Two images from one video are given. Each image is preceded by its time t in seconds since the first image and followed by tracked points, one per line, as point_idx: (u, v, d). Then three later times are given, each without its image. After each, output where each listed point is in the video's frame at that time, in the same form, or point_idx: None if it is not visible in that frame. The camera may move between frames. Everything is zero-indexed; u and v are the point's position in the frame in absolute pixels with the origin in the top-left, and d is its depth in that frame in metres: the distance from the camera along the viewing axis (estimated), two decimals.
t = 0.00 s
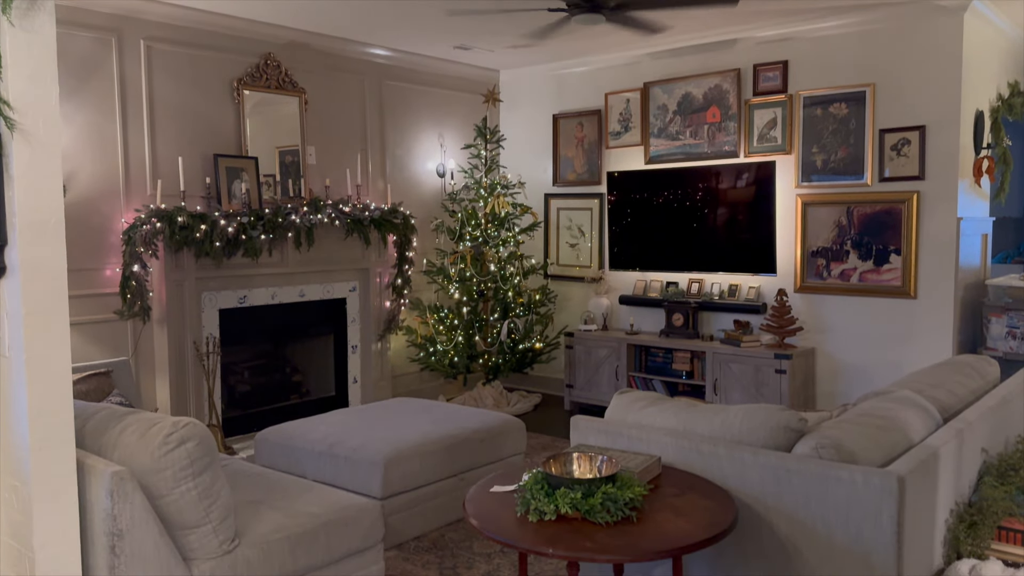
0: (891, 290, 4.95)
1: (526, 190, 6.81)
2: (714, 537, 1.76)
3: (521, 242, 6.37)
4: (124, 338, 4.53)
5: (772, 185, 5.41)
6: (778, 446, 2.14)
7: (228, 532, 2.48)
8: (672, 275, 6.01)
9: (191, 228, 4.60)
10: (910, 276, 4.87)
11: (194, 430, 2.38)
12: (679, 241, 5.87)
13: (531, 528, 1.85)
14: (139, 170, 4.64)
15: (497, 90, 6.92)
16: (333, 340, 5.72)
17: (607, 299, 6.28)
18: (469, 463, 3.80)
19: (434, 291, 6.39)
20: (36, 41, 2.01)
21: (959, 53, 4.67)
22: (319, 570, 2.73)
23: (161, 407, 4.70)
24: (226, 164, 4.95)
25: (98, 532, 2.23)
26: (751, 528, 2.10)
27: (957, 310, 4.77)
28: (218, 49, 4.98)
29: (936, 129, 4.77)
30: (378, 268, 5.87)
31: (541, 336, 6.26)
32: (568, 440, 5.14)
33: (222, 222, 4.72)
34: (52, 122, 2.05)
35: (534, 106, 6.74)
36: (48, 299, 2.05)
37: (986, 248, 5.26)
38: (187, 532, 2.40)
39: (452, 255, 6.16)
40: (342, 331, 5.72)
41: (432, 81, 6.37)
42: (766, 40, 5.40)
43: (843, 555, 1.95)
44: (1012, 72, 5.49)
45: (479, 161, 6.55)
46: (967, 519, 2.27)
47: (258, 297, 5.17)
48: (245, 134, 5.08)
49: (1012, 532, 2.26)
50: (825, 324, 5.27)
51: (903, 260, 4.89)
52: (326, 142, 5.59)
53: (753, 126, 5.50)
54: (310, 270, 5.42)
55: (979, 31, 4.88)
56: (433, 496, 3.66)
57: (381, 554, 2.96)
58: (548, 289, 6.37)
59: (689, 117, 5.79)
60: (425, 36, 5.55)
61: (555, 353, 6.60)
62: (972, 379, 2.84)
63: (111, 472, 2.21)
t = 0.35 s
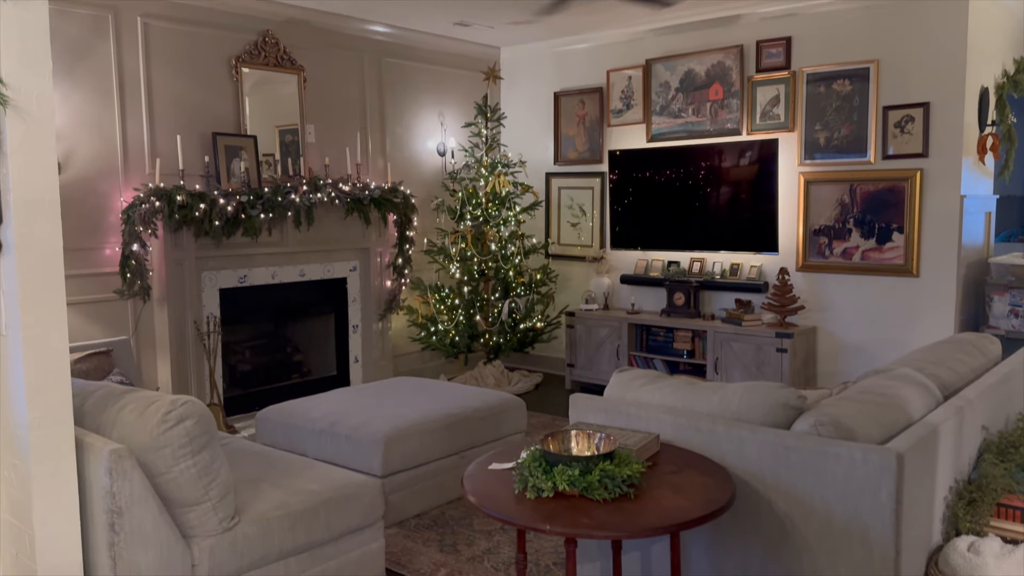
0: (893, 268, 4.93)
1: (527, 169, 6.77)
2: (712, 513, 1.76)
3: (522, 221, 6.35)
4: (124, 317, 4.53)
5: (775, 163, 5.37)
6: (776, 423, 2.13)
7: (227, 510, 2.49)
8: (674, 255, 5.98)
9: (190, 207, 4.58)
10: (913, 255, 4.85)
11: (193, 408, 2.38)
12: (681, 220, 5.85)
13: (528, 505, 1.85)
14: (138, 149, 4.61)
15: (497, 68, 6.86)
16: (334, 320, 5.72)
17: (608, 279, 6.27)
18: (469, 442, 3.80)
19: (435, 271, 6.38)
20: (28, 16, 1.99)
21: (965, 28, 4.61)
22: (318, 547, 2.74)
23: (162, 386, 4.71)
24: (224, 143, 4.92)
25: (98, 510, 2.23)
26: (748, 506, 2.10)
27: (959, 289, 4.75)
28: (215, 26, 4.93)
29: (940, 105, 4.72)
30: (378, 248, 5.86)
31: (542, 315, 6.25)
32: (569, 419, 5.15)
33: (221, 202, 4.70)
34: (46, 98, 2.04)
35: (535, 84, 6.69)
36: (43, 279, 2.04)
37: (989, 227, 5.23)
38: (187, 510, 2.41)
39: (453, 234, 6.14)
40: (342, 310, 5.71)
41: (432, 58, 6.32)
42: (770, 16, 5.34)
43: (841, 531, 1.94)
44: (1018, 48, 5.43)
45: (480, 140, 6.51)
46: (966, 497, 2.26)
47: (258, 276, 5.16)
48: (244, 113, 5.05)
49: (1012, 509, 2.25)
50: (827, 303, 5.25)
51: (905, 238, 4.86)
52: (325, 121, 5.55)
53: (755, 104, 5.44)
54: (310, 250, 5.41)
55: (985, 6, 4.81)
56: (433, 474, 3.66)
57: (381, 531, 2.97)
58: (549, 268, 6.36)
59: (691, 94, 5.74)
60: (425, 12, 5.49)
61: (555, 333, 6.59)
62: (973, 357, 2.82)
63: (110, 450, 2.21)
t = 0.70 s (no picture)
0: (897, 246, 4.89)
1: (529, 146, 6.72)
2: (709, 488, 1.75)
3: (524, 199, 6.31)
4: (124, 295, 4.52)
5: (779, 140, 5.32)
6: (776, 399, 2.12)
7: (226, 486, 2.49)
8: (676, 233, 5.95)
9: (189, 184, 4.55)
10: (917, 232, 4.81)
11: (190, 384, 2.37)
12: (683, 197, 5.81)
13: (525, 481, 1.83)
14: (136, 125, 4.57)
15: (499, 44, 6.79)
16: (335, 298, 5.71)
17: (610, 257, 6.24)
18: (470, 419, 3.80)
19: (436, 249, 6.36)
20: None
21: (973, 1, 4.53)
22: (318, 523, 2.74)
23: (163, 364, 4.71)
24: (223, 119, 4.89)
25: (96, 487, 2.23)
26: (747, 482, 2.09)
27: (964, 267, 4.71)
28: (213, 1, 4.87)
29: (946, 80, 4.65)
30: (379, 225, 5.83)
31: (544, 293, 6.23)
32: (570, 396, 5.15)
33: (220, 179, 4.67)
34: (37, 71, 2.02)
35: (537, 61, 6.62)
36: (36, 255, 2.02)
37: (995, 204, 5.18)
38: (185, 486, 2.41)
39: (454, 212, 6.11)
40: (343, 288, 5.70)
41: (433, 34, 6.25)
42: None
43: (840, 507, 1.93)
44: None
45: (481, 116, 6.45)
46: (966, 474, 2.24)
47: (259, 254, 5.14)
48: (242, 89, 5.01)
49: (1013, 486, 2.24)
50: (830, 281, 5.22)
51: (910, 215, 4.82)
52: (325, 97, 5.50)
53: (759, 79, 5.38)
54: (310, 228, 5.38)
55: None
56: (433, 452, 3.66)
57: (381, 507, 2.97)
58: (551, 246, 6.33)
59: (695, 70, 5.67)
60: None
61: (557, 311, 6.58)
62: (976, 334, 2.80)
63: (107, 426, 2.21)
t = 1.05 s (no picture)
0: (900, 229, 4.86)
1: (530, 129, 6.68)
2: (706, 471, 1.73)
3: (525, 182, 6.28)
4: (125, 277, 4.51)
5: (782, 122, 5.27)
6: (774, 381, 2.10)
7: (223, 468, 2.49)
8: (678, 216, 5.92)
9: (188, 166, 4.53)
10: (920, 215, 4.77)
11: (187, 365, 2.37)
12: (686, 181, 5.77)
13: (521, 462, 1.82)
14: (135, 107, 4.54)
15: (501, 25, 6.73)
16: (336, 281, 5.70)
17: (612, 240, 6.21)
18: (469, 402, 3.80)
19: (437, 232, 6.35)
20: None
21: None
22: (316, 504, 2.75)
23: (164, 347, 4.71)
24: (223, 101, 4.86)
25: (93, 469, 2.23)
26: (745, 464, 2.08)
27: (967, 250, 4.67)
28: None
29: (951, 62, 4.60)
30: (379, 209, 5.81)
31: (545, 277, 6.21)
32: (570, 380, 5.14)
33: (219, 161, 4.64)
34: (30, 50, 2.00)
35: (539, 42, 6.56)
36: (29, 235, 2.00)
37: (999, 187, 5.14)
38: (182, 468, 2.41)
39: (455, 195, 6.08)
40: (344, 271, 5.69)
41: (434, 15, 6.20)
42: None
43: (837, 490, 1.92)
44: None
45: (482, 99, 6.41)
46: (966, 456, 2.23)
47: (259, 237, 5.13)
48: (242, 70, 4.97)
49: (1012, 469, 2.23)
50: (832, 264, 5.20)
51: (913, 198, 4.78)
52: (325, 78, 5.47)
53: (763, 61, 5.33)
54: (310, 210, 5.36)
55: None
56: (433, 434, 3.66)
57: (379, 489, 2.97)
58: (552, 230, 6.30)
59: (698, 51, 5.62)
60: None
61: (558, 295, 6.57)
62: (978, 317, 2.78)
63: (103, 408, 2.20)
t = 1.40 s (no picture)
0: (902, 215, 4.82)
1: (531, 114, 6.64)
2: (698, 456, 1.72)
3: (525, 167, 6.24)
4: (122, 262, 4.50)
5: (785, 107, 5.23)
6: (769, 366, 2.08)
7: (217, 452, 2.48)
8: (679, 202, 5.89)
9: (185, 150, 4.50)
10: (922, 201, 4.74)
11: (180, 349, 2.35)
12: (688, 167, 5.73)
13: (513, 447, 1.81)
14: (132, 91, 4.52)
15: (501, 9, 6.68)
16: (335, 267, 5.68)
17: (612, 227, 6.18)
18: (466, 388, 3.78)
19: (437, 218, 6.33)
20: None
21: None
22: (311, 489, 2.74)
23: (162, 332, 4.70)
24: (220, 85, 4.83)
25: (86, 452, 2.22)
26: (739, 449, 2.06)
27: (969, 236, 4.64)
28: None
29: (955, 45, 4.54)
30: (379, 194, 5.79)
31: (546, 263, 6.18)
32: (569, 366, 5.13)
33: (217, 145, 4.61)
34: (18, 32, 1.98)
35: (540, 26, 6.50)
36: (20, 218, 1.99)
37: (1003, 172, 5.09)
38: (176, 452, 2.40)
39: (455, 180, 6.05)
40: (343, 257, 5.67)
41: None
42: None
43: (832, 475, 1.90)
44: None
45: (482, 83, 6.36)
46: (963, 442, 2.21)
47: (257, 222, 5.11)
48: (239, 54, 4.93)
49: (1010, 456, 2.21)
50: (833, 250, 5.17)
51: (916, 183, 4.74)
52: (323, 62, 5.43)
53: (765, 45, 5.28)
54: (309, 196, 5.34)
55: None
56: (430, 420, 3.65)
57: (375, 475, 2.97)
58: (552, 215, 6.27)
59: (700, 35, 5.57)
60: None
61: (559, 281, 6.55)
62: (979, 303, 2.76)
63: (95, 392, 2.19)
